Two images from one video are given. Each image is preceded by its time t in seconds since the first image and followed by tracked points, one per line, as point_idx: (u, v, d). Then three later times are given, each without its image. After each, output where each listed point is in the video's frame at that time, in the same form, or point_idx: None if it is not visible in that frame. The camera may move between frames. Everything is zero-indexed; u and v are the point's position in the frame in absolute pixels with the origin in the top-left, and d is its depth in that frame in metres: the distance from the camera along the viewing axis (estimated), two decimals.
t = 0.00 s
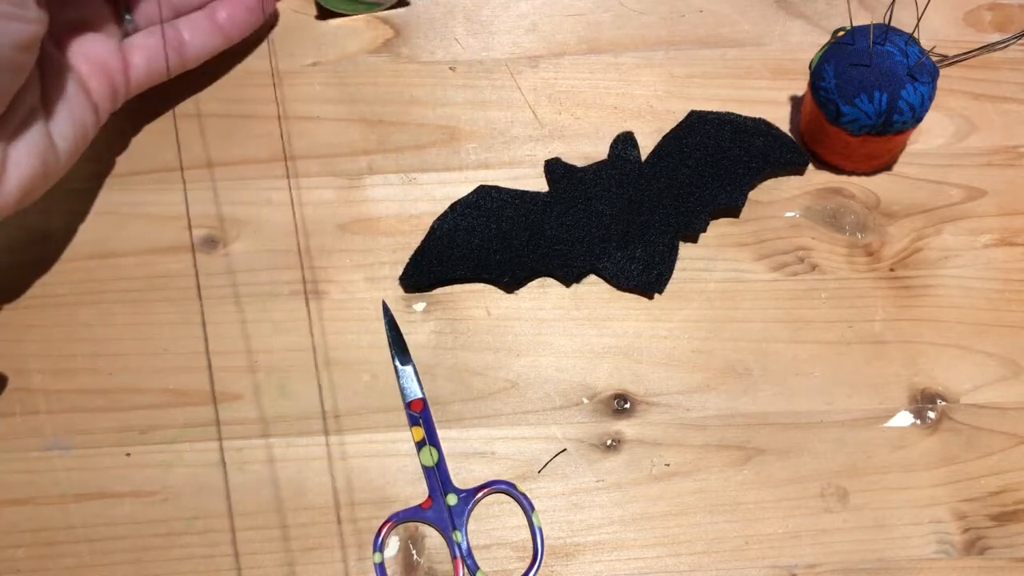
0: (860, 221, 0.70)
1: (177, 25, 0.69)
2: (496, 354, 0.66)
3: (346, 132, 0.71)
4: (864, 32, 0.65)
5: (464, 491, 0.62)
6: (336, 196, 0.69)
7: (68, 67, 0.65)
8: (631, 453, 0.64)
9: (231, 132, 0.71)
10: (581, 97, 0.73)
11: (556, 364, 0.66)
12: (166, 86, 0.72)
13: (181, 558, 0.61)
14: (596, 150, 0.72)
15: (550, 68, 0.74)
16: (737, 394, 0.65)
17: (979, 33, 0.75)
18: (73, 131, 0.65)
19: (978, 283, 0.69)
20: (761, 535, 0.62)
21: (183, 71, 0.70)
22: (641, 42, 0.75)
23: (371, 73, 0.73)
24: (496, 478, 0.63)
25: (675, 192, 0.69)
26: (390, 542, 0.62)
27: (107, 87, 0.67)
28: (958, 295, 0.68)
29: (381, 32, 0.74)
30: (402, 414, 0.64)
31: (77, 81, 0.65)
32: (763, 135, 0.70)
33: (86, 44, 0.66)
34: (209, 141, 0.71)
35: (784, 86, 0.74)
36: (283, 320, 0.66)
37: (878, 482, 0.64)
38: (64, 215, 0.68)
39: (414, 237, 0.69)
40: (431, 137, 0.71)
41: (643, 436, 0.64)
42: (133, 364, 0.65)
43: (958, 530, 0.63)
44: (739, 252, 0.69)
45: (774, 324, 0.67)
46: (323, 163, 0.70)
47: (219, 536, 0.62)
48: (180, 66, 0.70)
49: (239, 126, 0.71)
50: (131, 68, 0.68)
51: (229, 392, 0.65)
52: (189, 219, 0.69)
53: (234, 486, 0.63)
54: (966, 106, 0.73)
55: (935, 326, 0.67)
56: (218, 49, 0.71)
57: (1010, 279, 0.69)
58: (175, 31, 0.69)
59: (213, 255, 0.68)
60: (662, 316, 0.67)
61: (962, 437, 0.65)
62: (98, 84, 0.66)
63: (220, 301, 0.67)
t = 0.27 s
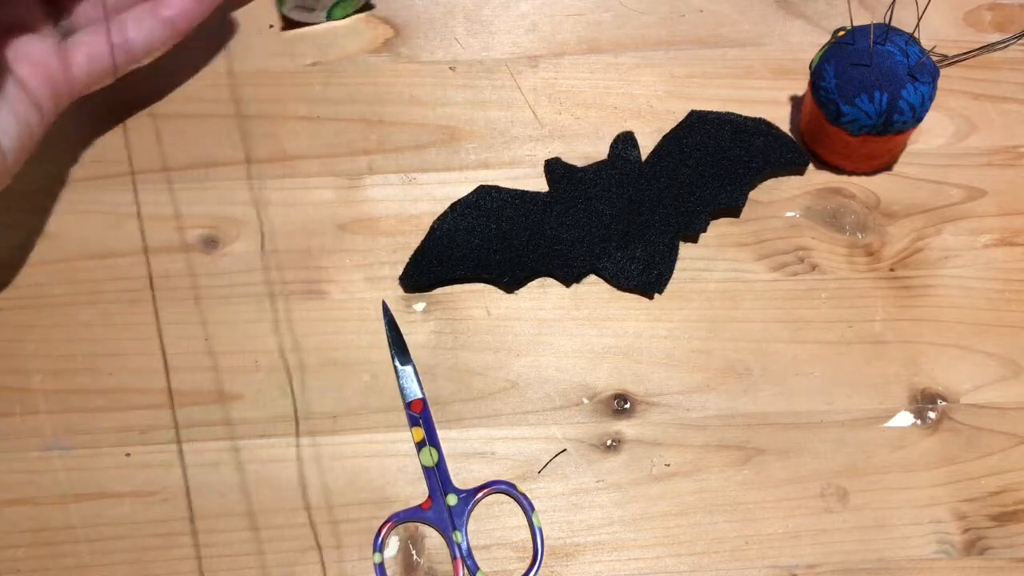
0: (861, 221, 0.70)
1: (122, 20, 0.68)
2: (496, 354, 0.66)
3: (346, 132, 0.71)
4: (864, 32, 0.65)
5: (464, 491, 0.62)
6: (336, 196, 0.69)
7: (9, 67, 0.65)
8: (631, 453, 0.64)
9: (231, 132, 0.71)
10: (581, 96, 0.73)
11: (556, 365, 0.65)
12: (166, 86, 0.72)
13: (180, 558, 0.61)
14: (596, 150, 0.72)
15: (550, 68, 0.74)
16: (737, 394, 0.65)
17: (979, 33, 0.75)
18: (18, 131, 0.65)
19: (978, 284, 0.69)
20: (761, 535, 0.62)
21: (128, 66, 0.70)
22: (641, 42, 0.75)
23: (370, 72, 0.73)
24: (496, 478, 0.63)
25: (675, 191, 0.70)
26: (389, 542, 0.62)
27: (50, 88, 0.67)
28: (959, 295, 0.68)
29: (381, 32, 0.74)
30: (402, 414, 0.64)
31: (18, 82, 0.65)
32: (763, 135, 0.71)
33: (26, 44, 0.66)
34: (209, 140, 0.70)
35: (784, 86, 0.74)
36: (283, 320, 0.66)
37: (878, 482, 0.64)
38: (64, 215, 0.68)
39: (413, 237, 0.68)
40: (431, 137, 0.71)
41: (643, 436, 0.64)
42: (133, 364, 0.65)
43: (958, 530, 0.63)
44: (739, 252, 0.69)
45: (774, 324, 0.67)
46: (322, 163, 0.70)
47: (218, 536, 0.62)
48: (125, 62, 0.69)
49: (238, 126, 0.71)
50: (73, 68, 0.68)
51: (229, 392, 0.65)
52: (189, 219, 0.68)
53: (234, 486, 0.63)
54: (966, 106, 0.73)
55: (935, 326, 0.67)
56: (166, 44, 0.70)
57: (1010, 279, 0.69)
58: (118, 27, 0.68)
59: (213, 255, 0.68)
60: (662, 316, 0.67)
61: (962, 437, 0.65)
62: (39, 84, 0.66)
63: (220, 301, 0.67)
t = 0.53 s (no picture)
0: (861, 221, 0.70)
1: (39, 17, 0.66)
2: (496, 354, 0.66)
3: (346, 131, 0.71)
4: (864, 32, 0.65)
5: (464, 491, 0.62)
6: (335, 196, 0.69)
7: None
8: (631, 453, 0.64)
9: (231, 132, 0.71)
10: (581, 96, 0.73)
11: (556, 365, 0.65)
12: (167, 86, 0.72)
13: (180, 558, 0.61)
14: (596, 150, 0.72)
15: (550, 68, 0.74)
16: (737, 394, 0.65)
17: (979, 33, 0.75)
18: None
19: (978, 284, 0.68)
20: (761, 535, 0.62)
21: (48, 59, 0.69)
22: (641, 41, 0.75)
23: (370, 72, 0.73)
24: (497, 478, 0.63)
25: (675, 191, 0.70)
26: (389, 542, 0.62)
27: None
28: (959, 295, 0.68)
29: (381, 32, 0.74)
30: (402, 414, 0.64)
31: None
32: (763, 135, 0.71)
33: None
34: (210, 141, 0.71)
35: (784, 85, 0.74)
36: (283, 320, 0.66)
37: (878, 482, 0.64)
38: (65, 215, 0.68)
39: (413, 237, 0.68)
40: (431, 136, 0.71)
41: (643, 436, 0.64)
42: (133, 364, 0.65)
43: (958, 530, 0.63)
44: (739, 252, 0.69)
45: (774, 324, 0.67)
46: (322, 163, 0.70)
47: (218, 536, 0.62)
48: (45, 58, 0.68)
49: (238, 125, 0.71)
50: None
51: (229, 392, 0.65)
52: (188, 219, 0.68)
53: (233, 486, 0.63)
54: (967, 106, 0.73)
55: (935, 326, 0.67)
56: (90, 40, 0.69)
57: (1010, 279, 0.69)
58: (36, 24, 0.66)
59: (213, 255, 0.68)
60: (662, 316, 0.67)
61: (962, 437, 0.65)
62: None
63: (220, 301, 0.66)
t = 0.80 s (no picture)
0: (861, 221, 0.70)
1: None
2: (496, 354, 0.66)
3: (346, 131, 0.71)
4: (864, 32, 0.65)
5: (464, 491, 0.62)
6: (336, 196, 0.69)
7: None
8: (631, 453, 0.64)
9: (231, 131, 0.71)
10: (581, 96, 0.73)
11: (556, 365, 0.65)
12: (167, 86, 0.72)
13: (180, 558, 0.61)
14: (596, 150, 0.72)
15: (550, 68, 0.74)
16: (737, 394, 0.65)
17: (979, 33, 0.75)
18: None
19: (978, 284, 0.69)
20: (761, 535, 0.62)
21: None
22: (641, 41, 0.75)
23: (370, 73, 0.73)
24: (497, 478, 0.63)
25: (675, 191, 0.70)
26: (389, 542, 0.62)
27: None
28: (959, 295, 0.68)
29: (381, 32, 0.74)
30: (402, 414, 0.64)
31: None
32: (763, 135, 0.71)
33: None
34: (210, 141, 0.71)
35: (784, 85, 0.74)
36: (283, 320, 0.66)
37: (878, 482, 0.64)
38: (65, 216, 0.68)
39: (413, 237, 0.68)
40: (432, 136, 0.71)
41: (643, 436, 0.64)
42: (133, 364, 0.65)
43: (958, 530, 0.63)
44: (739, 252, 0.69)
45: (774, 324, 0.67)
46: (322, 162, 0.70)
47: (218, 536, 0.62)
48: None
49: (239, 125, 0.71)
50: None
51: (229, 392, 0.65)
52: (188, 219, 0.68)
53: (233, 486, 0.63)
54: (966, 106, 0.73)
55: (935, 326, 0.67)
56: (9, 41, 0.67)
57: (1010, 279, 0.69)
58: None
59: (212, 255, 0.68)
60: (662, 316, 0.67)
61: (962, 437, 0.65)
62: None
63: (219, 301, 0.66)
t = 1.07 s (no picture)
0: (860, 221, 0.70)
1: None
2: (496, 354, 0.66)
3: (346, 132, 0.71)
4: (864, 32, 0.65)
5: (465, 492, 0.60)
6: (336, 196, 0.69)
7: None
8: (631, 453, 0.64)
9: (231, 131, 0.71)
10: (581, 96, 0.73)
11: (556, 365, 0.65)
12: (167, 86, 0.72)
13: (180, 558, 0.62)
14: (596, 150, 0.72)
15: (550, 68, 0.74)
16: (737, 394, 0.65)
17: (979, 32, 0.75)
18: None
19: (978, 284, 0.69)
20: (761, 535, 0.62)
21: None
22: (641, 41, 0.75)
23: (371, 73, 0.73)
24: (497, 478, 0.63)
25: (675, 192, 0.70)
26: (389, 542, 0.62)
27: None
28: (959, 295, 0.68)
29: (381, 32, 0.74)
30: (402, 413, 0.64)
31: None
32: (763, 135, 0.71)
33: None
34: (210, 141, 0.71)
35: (784, 85, 0.74)
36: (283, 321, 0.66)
37: (878, 482, 0.64)
38: (65, 216, 0.68)
39: (413, 237, 0.68)
40: (432, 137, 0.71)
41: (643, 436, 0.64)
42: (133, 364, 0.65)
43: (958, 530, 0.63)
44: (739, 252, 0.69)
45: (774, 324, 0.67)
46: (321, 162, 0.70)
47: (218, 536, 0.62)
48: None
49: (238, 125, 0.71)
50: None
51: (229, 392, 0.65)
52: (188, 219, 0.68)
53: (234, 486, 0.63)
54: (966, 106, 0.73)
55: (935, 326, 0.67)
56: None
57: (1010, 279, 0.69)
58: None
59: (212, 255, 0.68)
60: (662, 316, 0.67)
61: (962, 437, 0.65)
62: None
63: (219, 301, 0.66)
